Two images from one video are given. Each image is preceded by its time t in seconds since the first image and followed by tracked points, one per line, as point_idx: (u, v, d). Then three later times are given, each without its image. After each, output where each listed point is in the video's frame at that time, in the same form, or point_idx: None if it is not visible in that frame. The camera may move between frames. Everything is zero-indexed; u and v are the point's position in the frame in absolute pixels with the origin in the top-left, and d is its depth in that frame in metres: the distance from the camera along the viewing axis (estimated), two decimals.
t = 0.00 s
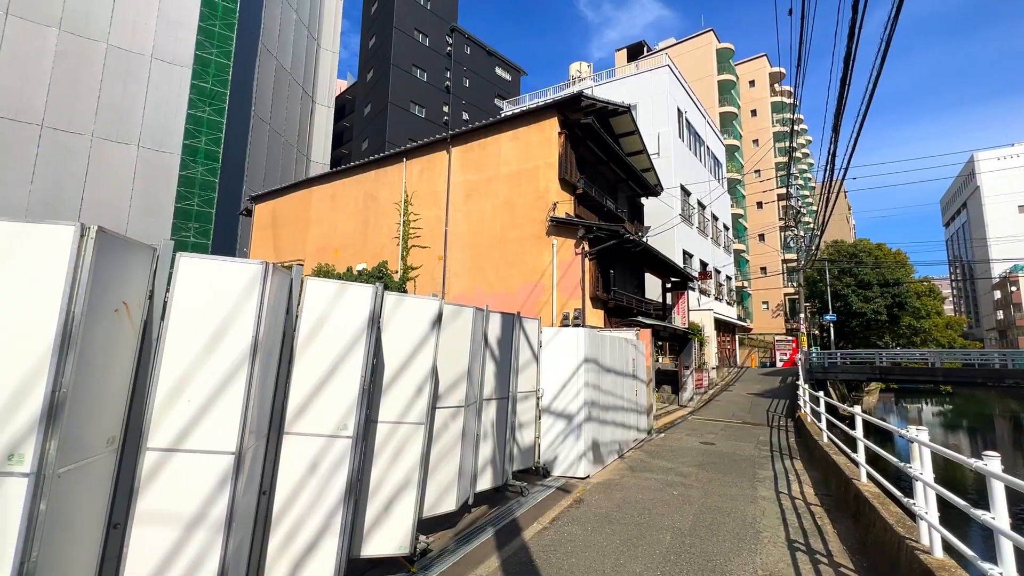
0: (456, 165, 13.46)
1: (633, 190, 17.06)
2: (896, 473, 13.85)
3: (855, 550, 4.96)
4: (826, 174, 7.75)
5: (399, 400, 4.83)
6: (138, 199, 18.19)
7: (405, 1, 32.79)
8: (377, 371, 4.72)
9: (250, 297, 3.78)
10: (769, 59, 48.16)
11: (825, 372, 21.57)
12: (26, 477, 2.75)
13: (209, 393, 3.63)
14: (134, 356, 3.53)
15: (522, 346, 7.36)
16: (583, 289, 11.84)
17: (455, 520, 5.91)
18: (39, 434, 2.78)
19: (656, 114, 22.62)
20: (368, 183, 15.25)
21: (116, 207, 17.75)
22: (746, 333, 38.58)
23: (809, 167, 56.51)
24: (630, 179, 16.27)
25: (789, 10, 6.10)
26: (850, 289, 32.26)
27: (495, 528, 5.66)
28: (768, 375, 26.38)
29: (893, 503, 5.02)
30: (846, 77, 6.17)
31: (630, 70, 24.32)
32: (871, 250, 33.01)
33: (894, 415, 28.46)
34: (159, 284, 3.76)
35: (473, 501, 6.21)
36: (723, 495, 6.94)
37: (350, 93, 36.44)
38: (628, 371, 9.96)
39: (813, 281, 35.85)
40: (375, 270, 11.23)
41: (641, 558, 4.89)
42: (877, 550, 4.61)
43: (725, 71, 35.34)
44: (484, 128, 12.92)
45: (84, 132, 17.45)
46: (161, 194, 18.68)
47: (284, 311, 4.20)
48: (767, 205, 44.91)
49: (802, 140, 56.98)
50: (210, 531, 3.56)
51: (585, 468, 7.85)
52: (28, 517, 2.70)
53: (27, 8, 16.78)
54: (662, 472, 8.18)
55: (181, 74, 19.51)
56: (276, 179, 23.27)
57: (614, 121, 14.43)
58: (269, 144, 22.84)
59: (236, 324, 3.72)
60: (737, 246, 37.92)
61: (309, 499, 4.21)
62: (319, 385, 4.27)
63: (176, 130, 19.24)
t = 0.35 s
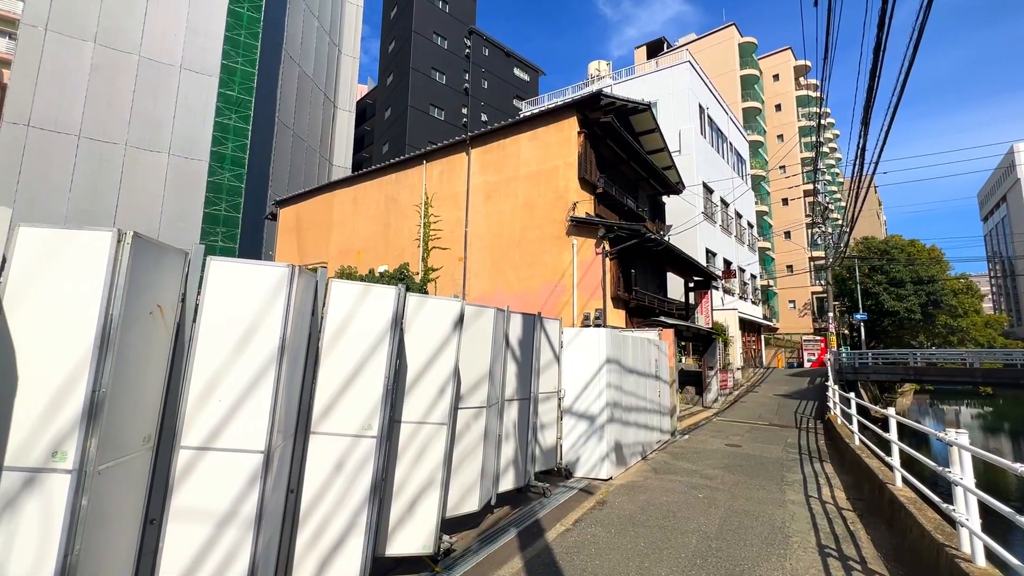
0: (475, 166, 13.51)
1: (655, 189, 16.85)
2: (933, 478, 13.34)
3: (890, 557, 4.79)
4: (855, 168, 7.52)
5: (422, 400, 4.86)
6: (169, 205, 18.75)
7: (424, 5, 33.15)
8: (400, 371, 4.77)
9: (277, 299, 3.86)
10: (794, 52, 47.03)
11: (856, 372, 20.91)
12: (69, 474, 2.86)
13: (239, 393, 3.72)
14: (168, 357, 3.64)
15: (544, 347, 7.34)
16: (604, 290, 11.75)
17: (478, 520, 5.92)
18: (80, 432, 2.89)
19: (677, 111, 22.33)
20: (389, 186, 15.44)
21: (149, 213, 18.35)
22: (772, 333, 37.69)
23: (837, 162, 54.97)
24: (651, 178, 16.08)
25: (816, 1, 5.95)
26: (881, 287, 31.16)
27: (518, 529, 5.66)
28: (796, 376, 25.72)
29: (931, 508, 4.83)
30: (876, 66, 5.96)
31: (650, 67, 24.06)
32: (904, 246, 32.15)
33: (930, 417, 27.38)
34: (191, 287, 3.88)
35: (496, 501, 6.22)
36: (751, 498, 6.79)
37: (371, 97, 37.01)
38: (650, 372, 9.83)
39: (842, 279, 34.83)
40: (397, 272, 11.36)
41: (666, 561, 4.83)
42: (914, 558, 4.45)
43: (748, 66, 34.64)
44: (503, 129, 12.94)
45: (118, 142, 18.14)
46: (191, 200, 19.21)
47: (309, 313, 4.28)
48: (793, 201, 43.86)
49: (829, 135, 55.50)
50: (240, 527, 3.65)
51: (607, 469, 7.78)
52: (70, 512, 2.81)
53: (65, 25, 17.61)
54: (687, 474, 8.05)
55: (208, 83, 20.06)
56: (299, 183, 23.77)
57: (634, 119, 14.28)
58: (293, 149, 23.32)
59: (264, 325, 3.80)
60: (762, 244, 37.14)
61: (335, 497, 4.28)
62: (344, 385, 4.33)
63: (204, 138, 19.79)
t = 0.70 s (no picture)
0: (499, 168, 13.56)
1: (681, 186, 16.57)
2: (983, 484, 12.71)
3: (936, 567, 4.58)
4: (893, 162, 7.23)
5: (450, 401, 4.91)
6: (205, 212, 19.43)
7: (447, 10, 33.49)
8: (429, 372, 4.83)
9: (310, 302, 3.95)
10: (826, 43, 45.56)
11: (897, 374, 19.94)
12: (117, 470, 3.00)
13: (275, 393, 3.83)
14: (208, 359, 3.77)
15: (570, 347, 7.30)
16: (631, 290, 11.63)
17: (506, 521, 5.93)
18: (128, 431, 3.03)
19: (703, 107, 21.92)
20: (414, 190, 15.64)
21: (186, 220, 19.06)
22: (806, 333, 36.53)
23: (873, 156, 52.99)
24: (677, 176, 15.85)
25: None
26: (923, 285, 30.01)
27: (546, 531, 5.64)
28: (832, 377, 24.85)
29: (981, 517, 4.59)
30: (916, 54, 5.71)
31: (675, 63, 23.67)
32: (947, 242, 30.89)
33: (977, 421, 26.06)
34: (228, 291, 4.01)
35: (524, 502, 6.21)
36: (786, 503, 6.59)
37: (396, 102, 37.61)
38: (679, 373, 9.66)
39: (880, 276, 33.59)
40: (423, 274, 11.50)
41: (698, 567, 4.73)
42: (963, 568, 4.24)
43: (777, 59, 33.71)
44: (526, 130, 12.95)
45: (157, 152, 18.92)
46: (224, 206, 19.86)
47: (340, 315, 4.37)
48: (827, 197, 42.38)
49: (864, 128, 53.52)
50: (277, 524, 3.75)
51: (636, 472, 7.68)
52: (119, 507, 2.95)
53: (108, 42, 18.47)
54: (718, 478, 7.87)
55: (240, 92, 20.67)
56: (327, 188, 24.32)
57: (660, 116, 14.07)
58: (321, 155, 23.87)
59: (298, 327, 3.89)
60: (793, 241, 36.08)
61: (366, 496, 4.35)
62: (374, 386, 4.40)
63: (237, 146, 20.43)
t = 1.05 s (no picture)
0: (526, 170, 13.57)
1: (712, 184, 16.22)
2: None
3: None
4: (941, 154, 6.88)
5: (481, 403, 4.94)
6: (242, 219, 20.19)
7: (472, 15, 33.83)
8: (459, 374, 4.88)
9: (344, 305, 4.04)
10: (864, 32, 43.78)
11: (946, 376, 19.15)
12: (166, 469, 3.14)
13: (311, 395, 3.93)
14: (248, 362, 3.91)
15: (600, 349, 7.23)
16: (661, 291, 11.44)
17: (537, 524, 5.91)
18: (175, 431, 3.16)
19: (734, 103, 21.42)
20: (442, 194, 15.82)
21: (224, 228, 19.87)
22: (846, 334, 35.12)
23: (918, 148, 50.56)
24: (707, 173, 15.53)
25: None
26: (974, 282, 28.62)
27: (578, 534, 5.60)
28: (876, 380, 23.79)
29: None
30: (963, 41, 5.43)
31: (704, 59, 23.20)
32: (1000, 236, 28.91)
33: None
34: (267, 296, 4.14)
35: (555, 505, 6.18)
36: (829, 511, 6.33)
37: (423, 108, 38.15)
38: (712, 375, 9.42)
39: (926, 274, 32.17)
40: (451, 276, 11.62)
41: None
42: None
43: (812, 50, 32.57)
44: (553, 131, 12.91)
45: (197, 163, 19.72)
46: (260, 214, 20.59)
47: (373, 318, 4.45)
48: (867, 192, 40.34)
49: (908, 119, 51.11)
50: (314, 523, 3.84)
51: (669, 476, 7.53)
52: (169, 503, 3.09)
53: (152, 59, 19.41)
54: (755, 483, 7.64)
55: (274, 103, 21.36)
56: (358, 194, 24.84)
57: (689, 114, 13.81)
58: (351, 162, 24.42)
59: (332, 330, 3.99)
60: (831, 239, 34.80)
61: (400, 497, 4.41)
62: (407, 387, 4.46)
63: (271, 155, 21.12)
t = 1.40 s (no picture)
0: (553, 173, 13.55)
1: (745, 183, 15.83)
2: None
3: None
4: (994, 145, 6.51)
5: (513, 407, 4.94)
6: (278, 228, 20.95)
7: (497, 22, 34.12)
8: (491, 378, 4.90)
9: (378, 310, 4.12)
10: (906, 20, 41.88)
11: (1003, 380, 18.12)
12: (212, 469, 3.26)
13: (347, 398, 4.01)
14: (287, 366, 4.02)
15: (631, 353, 7.13)
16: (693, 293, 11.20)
17: (569, 529, 5.86)
18: (220, 432, 3.28)
19: (767, 99, 20.85)
20: (470, 199, 15.97)
21: (261, 236, 20.64)
22: (892, 337, 33.55)
23: (967, 139, 47.93)
24: (740, 172, 15.16)
25: None
26: None
27: (611, 541, 5.51)
28: (925, 385, 22.60)
29: None
30: (1016, 26, 5.13)
31: (734, 56, 22.69)
32: None
33: None
34: (305, 301, 4.26)
35: (587, 511, 6.12)
36: (876, 522, 6.04)
37: (450, 114, 38.64)
38: (748, 379, 9.15)
39: (979, 273, 30.56)
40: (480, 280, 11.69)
41: None
42: None
43: (850, 42, 31.37)
44: (580, 134, 12.85)
45: (235, 174, 20.54)
46: (295, 222, 21.34)
47: (406, 322, 4.52)
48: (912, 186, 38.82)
49: (956, 109, 48.54)
50: (351, 524, 3.92)
51: (705, 483, 7.35)
52: (214, 502, 3.20)
53: (194, 76, 20.31)
54: (795, 492, 7.37)
55: (307, 115, 22.08)
56: (388, 201, 25.31)
57: (719, 112, 13.52)
58: (381, 169, 24.92)
59: (368, 334, 4.07)
60: (874, 237, 33.39)
61: (434, 499, 4.45)
62: (439, 391, 4.51)
63: (305, 165, 21.82)
